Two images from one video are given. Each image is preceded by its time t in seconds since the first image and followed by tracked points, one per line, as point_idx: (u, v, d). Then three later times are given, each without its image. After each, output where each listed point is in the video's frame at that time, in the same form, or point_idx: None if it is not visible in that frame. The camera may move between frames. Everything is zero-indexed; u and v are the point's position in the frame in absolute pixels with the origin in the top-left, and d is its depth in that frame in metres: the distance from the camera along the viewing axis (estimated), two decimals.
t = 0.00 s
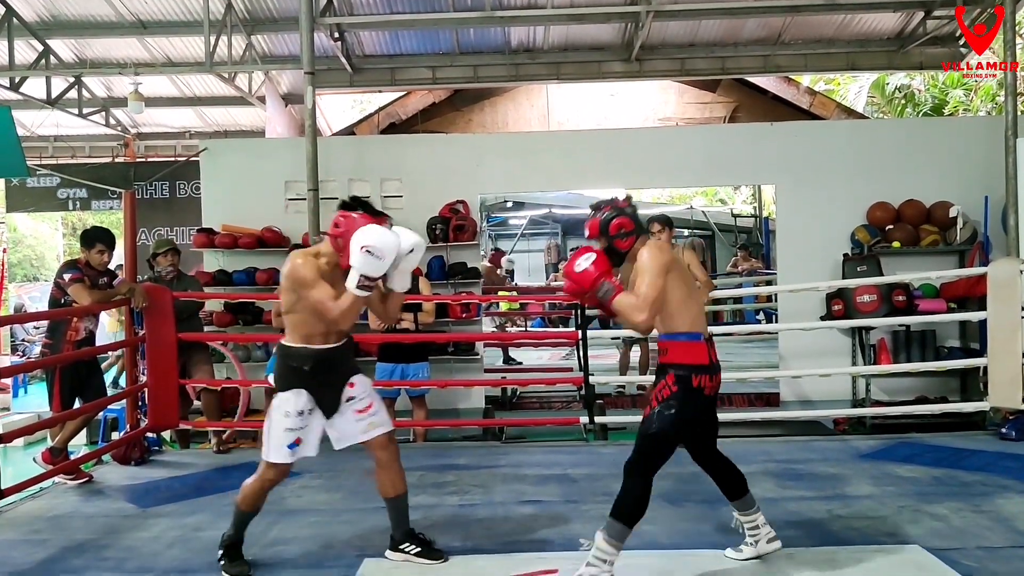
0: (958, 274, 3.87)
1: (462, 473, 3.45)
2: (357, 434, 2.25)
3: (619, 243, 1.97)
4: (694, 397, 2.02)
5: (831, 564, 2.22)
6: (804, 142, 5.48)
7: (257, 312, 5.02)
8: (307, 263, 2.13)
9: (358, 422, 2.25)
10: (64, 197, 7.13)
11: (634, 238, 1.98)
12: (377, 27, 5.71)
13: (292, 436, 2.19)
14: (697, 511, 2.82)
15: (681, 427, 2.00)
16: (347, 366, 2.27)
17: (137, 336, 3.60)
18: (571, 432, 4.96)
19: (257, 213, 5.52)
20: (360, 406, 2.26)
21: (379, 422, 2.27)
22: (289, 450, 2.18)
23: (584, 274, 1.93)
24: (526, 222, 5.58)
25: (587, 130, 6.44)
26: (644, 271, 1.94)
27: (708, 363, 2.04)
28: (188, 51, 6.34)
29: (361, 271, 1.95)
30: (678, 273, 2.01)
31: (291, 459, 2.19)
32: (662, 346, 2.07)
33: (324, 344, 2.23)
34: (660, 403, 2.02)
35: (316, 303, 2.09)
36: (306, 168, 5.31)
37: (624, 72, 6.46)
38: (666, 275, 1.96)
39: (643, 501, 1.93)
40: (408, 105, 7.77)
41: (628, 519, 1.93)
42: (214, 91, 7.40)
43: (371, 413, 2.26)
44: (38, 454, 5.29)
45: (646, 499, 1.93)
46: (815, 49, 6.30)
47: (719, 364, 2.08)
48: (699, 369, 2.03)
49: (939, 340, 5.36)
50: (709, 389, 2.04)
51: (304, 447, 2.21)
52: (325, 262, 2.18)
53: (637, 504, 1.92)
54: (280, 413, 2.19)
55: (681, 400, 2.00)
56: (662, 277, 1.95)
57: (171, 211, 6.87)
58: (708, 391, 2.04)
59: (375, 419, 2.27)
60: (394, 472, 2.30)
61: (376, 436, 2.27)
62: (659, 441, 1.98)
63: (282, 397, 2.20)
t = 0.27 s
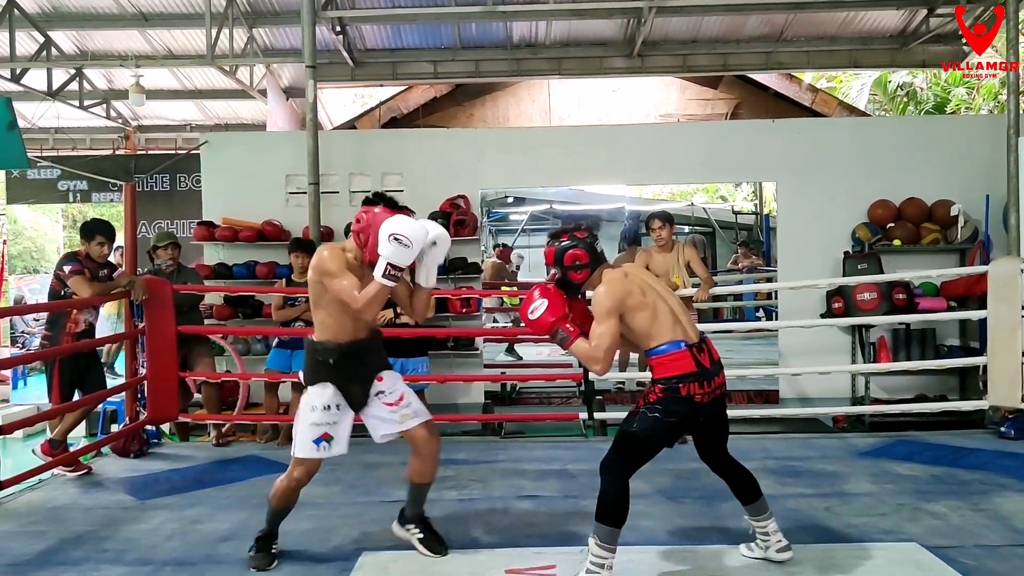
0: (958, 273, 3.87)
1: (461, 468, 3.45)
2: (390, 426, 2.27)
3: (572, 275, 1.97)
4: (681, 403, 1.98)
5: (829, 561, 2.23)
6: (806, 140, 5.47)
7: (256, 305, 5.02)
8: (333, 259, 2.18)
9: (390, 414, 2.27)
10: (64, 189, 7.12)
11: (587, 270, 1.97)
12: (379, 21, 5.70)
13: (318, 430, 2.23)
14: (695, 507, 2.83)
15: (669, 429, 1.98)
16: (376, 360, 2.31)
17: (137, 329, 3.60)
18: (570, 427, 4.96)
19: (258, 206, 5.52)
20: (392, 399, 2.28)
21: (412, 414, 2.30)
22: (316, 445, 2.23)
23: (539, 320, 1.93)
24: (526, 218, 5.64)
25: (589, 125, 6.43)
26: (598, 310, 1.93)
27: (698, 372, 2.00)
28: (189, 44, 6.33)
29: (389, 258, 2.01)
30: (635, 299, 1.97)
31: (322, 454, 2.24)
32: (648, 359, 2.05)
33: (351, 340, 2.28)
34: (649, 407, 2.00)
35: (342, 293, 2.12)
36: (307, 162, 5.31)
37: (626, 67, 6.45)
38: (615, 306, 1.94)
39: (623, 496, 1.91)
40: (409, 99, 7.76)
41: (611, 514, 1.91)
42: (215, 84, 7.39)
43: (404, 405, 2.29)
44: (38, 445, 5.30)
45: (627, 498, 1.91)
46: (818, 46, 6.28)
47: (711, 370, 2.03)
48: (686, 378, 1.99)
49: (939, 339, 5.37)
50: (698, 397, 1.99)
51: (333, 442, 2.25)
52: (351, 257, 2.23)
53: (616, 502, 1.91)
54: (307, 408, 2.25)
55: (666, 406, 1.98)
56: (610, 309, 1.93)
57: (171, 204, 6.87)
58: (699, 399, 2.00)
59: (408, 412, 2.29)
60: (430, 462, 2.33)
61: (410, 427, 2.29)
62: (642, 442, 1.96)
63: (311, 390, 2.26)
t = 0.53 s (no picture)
0: (957, 274, 3.87)
1: (458, 465, 3.45)
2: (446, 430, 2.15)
3: (659, 239, 1.92)
4: (682, 408, 1.94)
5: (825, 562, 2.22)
6: (805, 139, 5.47)
7: (254, 300, 5.03)
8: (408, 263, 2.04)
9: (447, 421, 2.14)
10: (63, 182, 7.11)
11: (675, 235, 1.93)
12: (379, 17, 5.69)
13: (360, 406, 2.14)
14: (691, 507, 2.83)
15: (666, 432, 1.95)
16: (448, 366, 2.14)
17: (134, 323, 3.59)
18: (567, 425, 4.96)
19: (256, 201, 5.51)
20: (451, 407, 2.13)
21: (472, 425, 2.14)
22: (354, 421, 2.13)
23: (609, 355, 1.92)
24: (526, 215, 5.77)
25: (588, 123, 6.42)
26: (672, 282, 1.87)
27: (704, 380, 1.94)
28: (189, 38, 6.31)
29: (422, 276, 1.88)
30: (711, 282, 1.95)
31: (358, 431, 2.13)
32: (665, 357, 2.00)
33: (431, 345, 2.10)
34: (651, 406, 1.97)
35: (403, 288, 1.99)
36: (306, 157, 5.30)
37: (626, 66, 6.44)
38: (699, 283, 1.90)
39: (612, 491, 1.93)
40: (408, 96, 7.75)
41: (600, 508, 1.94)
42: (214, 78, 7.37)
43: (462, 414, 2.14)
44: (34, 439, 5.29)
45: (613, 494, 1.93)
46: (818, 46, 6.28)
47: (720, 382, 1.97)
48: (690, 383, 1.94)
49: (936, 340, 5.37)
50: (699, 405, 1.95)
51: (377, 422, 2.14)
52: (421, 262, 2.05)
53: (603, 495, 1.93)
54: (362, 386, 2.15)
55: (666, 407, 1.95)
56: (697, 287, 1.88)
57: (170, 198, 6.86)
58: (700, 406, 1.96)
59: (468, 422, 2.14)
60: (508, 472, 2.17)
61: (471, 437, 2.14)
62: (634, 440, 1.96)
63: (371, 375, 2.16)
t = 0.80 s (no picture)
0: (950, 275, 3.88)
1: (453, 467, 3.45)
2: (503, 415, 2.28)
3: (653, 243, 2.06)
4: (690, 394, 1.92)
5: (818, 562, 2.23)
6: (799, 141, 5.48)
7: (247, 302, 4.97)
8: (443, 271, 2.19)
9: (504, 402, 2.27)
10: (56, 184, 7.10)
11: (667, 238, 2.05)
12: (373, 19, 5.69)
13: (436, 407, 2.31)
14: (685, 508, 2.83)
15: (681, 420, 1.91)
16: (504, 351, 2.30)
17: (128, 325, 3.58)
18: (562, 427, 4.97)
19: (250, 203, 5.50)
20: (507, 387, 2.27)
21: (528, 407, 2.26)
22: (434, 422, 2.32)
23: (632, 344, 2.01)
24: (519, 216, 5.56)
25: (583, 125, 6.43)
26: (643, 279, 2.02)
27: (700, 357, 1.92)
28: (183, 40, 6.30)
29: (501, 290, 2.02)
30: (700, 267, 2.01)
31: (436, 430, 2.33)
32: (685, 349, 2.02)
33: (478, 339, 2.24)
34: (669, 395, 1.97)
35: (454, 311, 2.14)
36: (300, 159, 5.29)
37: (620, 67, 6.45)
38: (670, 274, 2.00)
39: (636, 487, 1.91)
40: (402, 97, 7.75)
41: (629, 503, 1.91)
42: (208, 80, 7.36)
43: (518, 395, 2.26)
44: (27, 442, 5.27)
45: (637, 490, 1.90)
46: (811, 48, 6.30)
47: (724, 361, 1.91)
48: (688, 366, 1.94)
49: (930, 341, 5.38)
50: (703, 387, 1.91)
51: (452, 420, 2.32)
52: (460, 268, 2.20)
53: (628, 491, 1.92)
54: (430, 386, 2.32)
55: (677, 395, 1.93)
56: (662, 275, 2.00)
57: (163, 200, 6.85)
58: (705, 386, 1.91)
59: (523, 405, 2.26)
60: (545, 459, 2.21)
61: (524, 420, 2.25)
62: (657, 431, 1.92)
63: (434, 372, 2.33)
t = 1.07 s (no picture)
0: (933, 272, 3.90)
1: (440, 466, 3.44)
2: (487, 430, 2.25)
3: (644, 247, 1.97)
4: (673, 405, 1.87)
5: (804, 558, 2.25)
6: (783, 139, 5.50)
7: (233, 303, 4.93)
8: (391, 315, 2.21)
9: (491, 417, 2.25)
10: (38, 184, 7.03)
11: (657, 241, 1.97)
12: (358, 17, 5.68)
13: (427, 415, 2.34)
14: (672, 505, 2.84)
15: (666, 430, 1.87)
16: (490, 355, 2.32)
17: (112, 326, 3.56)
18: (548, 425, 4.97)
19: (235, 203, 5.48)
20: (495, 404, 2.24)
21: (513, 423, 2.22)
22: (422, 427, 2.34)
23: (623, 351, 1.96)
24: (506, 216, 5.58)
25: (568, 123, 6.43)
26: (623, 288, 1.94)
27: (687, 373, 1.85)
28: (166, 39, 6.26)
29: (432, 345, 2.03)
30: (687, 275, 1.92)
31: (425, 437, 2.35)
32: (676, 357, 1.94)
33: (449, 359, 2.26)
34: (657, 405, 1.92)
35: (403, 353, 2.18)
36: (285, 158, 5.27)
37: (605, 66, 6.46)
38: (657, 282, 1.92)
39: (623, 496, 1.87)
40: (388, 96, 7.73)
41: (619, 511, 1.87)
42: (192, 79, 7.32)
43: (504, 410, 2.23)
44: (10, 444, 5.23)
45: (621, 500, 1.87)
46: (795, 46, 6.33)
47: (713, 375, 1.83)
48: (676, 379, 1.87)
49: (913, 337, 5.42)
50: (688, 402, 1.85)
51: (439, 429, 2.32)
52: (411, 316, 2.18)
53: (616, 501, 1.88)
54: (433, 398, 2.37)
55: (662, 405, 1.88)
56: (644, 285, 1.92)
57: (147, 200, 6.81)
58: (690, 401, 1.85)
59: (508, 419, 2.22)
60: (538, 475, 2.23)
61: (508, 433, 2.21)
62: (640, 439, 1.89)
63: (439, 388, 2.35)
